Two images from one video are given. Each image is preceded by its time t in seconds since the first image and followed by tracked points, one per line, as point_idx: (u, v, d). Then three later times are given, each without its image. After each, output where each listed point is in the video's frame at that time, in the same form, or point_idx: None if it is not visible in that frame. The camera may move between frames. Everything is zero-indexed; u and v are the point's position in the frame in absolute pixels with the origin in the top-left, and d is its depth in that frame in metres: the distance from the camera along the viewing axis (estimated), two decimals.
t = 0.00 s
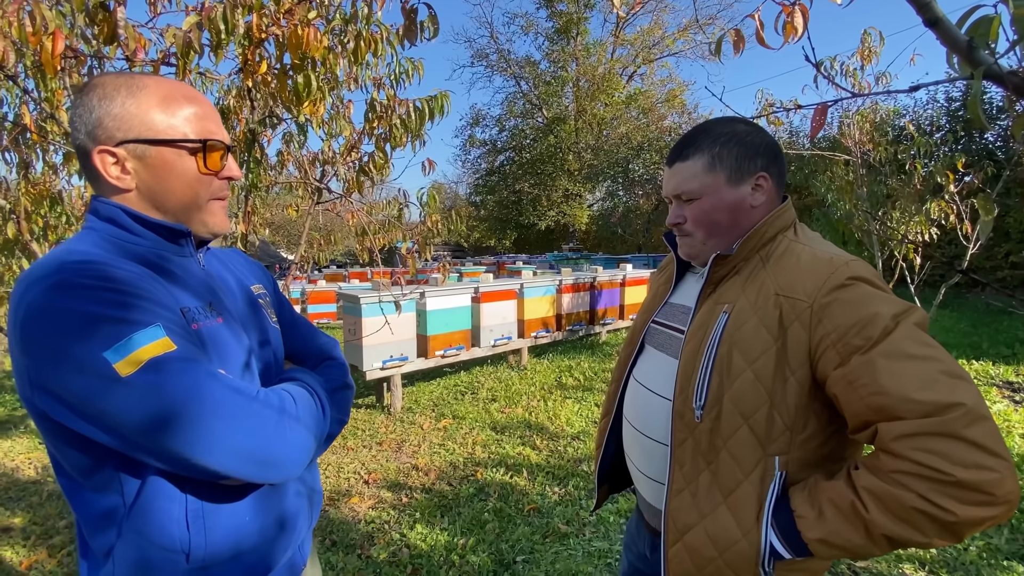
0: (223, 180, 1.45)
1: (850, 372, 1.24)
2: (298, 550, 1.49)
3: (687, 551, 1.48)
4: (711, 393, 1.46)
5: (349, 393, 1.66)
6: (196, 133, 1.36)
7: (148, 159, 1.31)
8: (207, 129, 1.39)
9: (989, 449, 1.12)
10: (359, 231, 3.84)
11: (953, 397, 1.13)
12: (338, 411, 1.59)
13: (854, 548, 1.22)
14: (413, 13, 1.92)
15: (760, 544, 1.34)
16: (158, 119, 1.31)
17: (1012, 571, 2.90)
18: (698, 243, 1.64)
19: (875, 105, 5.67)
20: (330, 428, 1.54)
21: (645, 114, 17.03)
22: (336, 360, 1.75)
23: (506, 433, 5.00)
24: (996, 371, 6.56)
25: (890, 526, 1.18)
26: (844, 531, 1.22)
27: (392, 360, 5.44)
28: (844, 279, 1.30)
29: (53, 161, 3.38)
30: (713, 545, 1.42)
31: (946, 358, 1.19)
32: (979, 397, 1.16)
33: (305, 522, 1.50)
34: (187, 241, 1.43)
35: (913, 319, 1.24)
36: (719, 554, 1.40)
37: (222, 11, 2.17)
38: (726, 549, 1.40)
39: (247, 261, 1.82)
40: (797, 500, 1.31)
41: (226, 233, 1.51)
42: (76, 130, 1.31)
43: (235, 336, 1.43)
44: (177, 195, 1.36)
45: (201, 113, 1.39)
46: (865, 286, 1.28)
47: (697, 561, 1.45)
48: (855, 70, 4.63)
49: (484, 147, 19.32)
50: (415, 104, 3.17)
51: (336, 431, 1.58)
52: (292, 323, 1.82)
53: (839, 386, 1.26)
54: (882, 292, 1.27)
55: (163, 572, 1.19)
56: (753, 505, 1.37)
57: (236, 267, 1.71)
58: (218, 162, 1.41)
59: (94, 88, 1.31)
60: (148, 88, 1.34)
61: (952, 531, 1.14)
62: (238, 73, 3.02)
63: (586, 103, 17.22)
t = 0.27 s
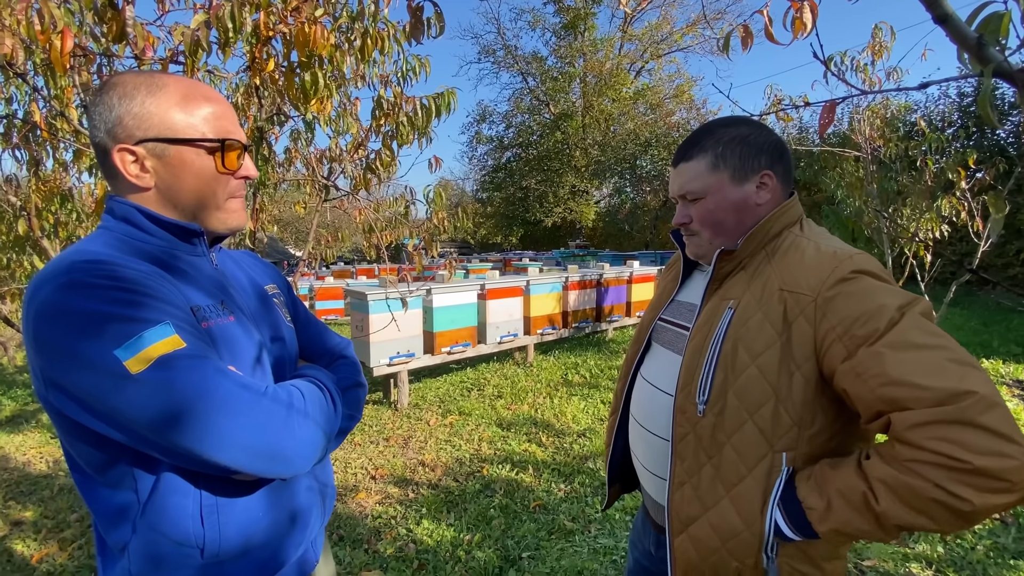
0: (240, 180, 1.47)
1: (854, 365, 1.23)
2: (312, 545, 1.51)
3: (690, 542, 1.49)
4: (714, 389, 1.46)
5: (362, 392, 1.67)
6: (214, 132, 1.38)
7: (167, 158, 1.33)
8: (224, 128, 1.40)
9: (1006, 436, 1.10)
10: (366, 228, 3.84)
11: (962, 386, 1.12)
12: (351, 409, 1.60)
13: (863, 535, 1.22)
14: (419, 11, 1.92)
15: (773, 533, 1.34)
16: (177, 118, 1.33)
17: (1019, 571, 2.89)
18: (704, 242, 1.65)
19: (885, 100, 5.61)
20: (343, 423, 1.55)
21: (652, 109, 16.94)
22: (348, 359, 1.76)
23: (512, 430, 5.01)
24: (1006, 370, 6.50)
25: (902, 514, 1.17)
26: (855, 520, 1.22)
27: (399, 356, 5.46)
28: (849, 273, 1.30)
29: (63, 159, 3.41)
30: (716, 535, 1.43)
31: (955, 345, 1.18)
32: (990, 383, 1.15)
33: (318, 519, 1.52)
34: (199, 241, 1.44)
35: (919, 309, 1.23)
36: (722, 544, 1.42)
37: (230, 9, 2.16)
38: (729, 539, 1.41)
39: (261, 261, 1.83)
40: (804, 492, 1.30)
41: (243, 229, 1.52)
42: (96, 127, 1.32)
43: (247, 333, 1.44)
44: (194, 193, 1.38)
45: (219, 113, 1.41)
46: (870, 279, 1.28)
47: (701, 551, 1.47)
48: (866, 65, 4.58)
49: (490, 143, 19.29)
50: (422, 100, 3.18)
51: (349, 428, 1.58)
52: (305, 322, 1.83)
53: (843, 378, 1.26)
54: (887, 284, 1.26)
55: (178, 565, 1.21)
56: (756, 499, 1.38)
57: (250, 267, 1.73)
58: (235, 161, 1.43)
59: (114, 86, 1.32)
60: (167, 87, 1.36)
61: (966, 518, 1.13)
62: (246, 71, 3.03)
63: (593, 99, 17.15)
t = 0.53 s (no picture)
0: (249, 176, 1.48)
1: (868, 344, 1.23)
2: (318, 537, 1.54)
3: (725, 543, 1.47)
4: (729, 385, 1.46)
5: (370, 385, 1.69)
6: (222, 129, 1.40)
7: (176, 154, 1.35)
8: (232, 125, 1.42)
9: None
10: (373, 225, 3.86)
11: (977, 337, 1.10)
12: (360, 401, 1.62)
13: (928, 516, 1.15)
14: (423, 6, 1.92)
15: (828, 530, 1.28)
16: (186, 115, 1.35)
17: None
18: (701, 237, 1.65)
19: (895, 95, 5.55)
20: (352, 416, 1.58)
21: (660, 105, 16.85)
22: (358, 354, 1.77)
23: (518, 426, 5.03)
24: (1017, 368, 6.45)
25: (964, 482, 1.11)
26: (917, 502, 1.15)
27: (405, 352, 5.49)
28: (850, 255, 1.30)
29: (74, 156, 3.45)
30: (750, 535, 1.42)
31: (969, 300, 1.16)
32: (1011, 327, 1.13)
33: (327, 512, 1.55)
34: (207, 236, 1.46)
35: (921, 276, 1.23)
36: (756, 544, 1.40)
37: (236, 6, 2.17)
38: (763, 537, 1.39)
39: (271, 259, 1.86)
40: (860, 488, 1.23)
41: (252, 224, 1.53)
42: (107, 125, 1.35)
43: (255, 325, 1.46)
44: (201, 189, 1.39)
45: (227, 110, 1.42)
46: (871, 257, 1.28)
47: (737, 551, 1.44)
48: (876, 59, 4.54)
49: (497, 140, 19.27)
50: (427, 97, 3.19)
51: (359, 421, 1.61)
52: (314, 318, 1.85)
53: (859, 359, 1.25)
54: (887, 260, 1.27)
55: (188, 553, 1.23)
56: (786, 493, 1.36)
57: (258, 264, 1.75)
58: (244, 157, 1.44)
59: (124, 84, 1.35)
60: (176, 85, 1.38)
61: None
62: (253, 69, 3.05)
63: (600, 94, 17.09)
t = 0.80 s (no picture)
0: (260, 176, 1.49)
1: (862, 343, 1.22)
2: (326, 532, 1.55)
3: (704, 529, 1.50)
4: (719, 376, 1.46)
5: (378, 383, 1.70)
6: (234, 129, 1.41)
7: (189, 154, 1.35)
8: (244, 125, 1.43)
9: None
10: (378, 222, 3.87)
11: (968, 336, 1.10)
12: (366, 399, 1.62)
13: (885, 505, 1.16)
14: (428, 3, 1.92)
15: (786, 510, 1.31)
16: (198, 115, 1.36)
17: None
18: (712, 234, 1.64)
19: (904, 91, 5.50)
20: (360, 413, 1.58)
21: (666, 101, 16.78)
22: (364, 353, 1.78)
23: (523, 423, 5.04)
24: None
25: (931, 475, 1.11)
26: (878, 487, 1.16)
27: (410, 349, 5.51)
28: (857, 254, 1.30)
29: (82, 154, 3.47)
30: (724, 521, 1.45)
31: (969, 305, 1.15)
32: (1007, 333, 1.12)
33: (335, 507, 1.57)
34: (219, 234, 1.47)
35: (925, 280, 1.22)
36: (729, 530, 1.44)
37: (243, 4, 2.18)
38: (737, 524, 1.42)
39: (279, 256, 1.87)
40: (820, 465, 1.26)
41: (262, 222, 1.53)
42: (121, 124, 1.36)
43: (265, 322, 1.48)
44: (212, 188, 1.40)
45: (239, 110, 1.43)
46: (878, 258, 1.27)
47: (711, 535, 1.48)
48: (885, 54, 4.51)
49: (502, 137, 19.25)
50: (432, 94, 3.19)
51: (365, 418, 1.61)
52: (323, 317, 1.86)
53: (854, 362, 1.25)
54: (894, 262, 1.26)
55: (197, 546, 1.25)
56: (761, 483, 1.39)
57: (268, 262, 1.76)
58: (255, 157, 1.45)
59: (139, 83, 1.35)
60: (189, 84, 1.39)
61: (1001, 473, 1.07)
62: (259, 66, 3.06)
63: (606, 91, 17.05)
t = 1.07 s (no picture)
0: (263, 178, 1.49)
1: (871, 345, 1.21)
2: (328, 530, 1.56)
3: (722, 538, 1.50)
4: (736, 381, 1.46)
5: (378, 383, 1.70)
6: (239, 133, 1.41)
7: (195, 157, 1.36)
8: (249, 128, 1.43)
9: None
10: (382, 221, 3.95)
11: (982, 348, 1.06)
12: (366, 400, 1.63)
13: (912, 540, 1.03)
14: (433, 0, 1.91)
15: (795, 557, 1.16)
16: (204, 118, 1.36)
17: None
18: (724, 232, 1.63)
19: (911, 88, 5.47)
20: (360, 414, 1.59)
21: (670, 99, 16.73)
22: (364, 354, 1.79)
23: (526, 422, 5.04)
24: None
25: (951, 497, 1.02)
26: (901, 515, 1.05)
27: (414, 348, 5.51)
28: (873, 257, 1.28)
29: (88, 153, 3.49)
30: (745, 532, 1.44)
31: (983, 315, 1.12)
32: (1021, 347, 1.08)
33: (337, 505, 1.58)
34: (223, 236, 1.48)
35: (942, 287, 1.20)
36: (752, 541, 1.44)
37: (247, 3, 2.18)
38: (759, 535, 1.42)
39: (281, 257, 1.88)
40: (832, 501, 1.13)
41: (266, 225, 1.54)
42: (128, 127, 1.36)
43: (268, 325, 1.48)
44: (219, 191, 1.41)
45: (245, 113, 1.43)
46: (894, 262, 1.25)
47: (732, 547, 1.47)
48: (891, 51, 4.48)
49: (505, 135, 19.24)
50: (436, 93, 3.19)
51: (366, 418, 1.62)
52: (324, 319, 1.87)
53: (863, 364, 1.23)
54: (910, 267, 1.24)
55: (201, 545, 1.25)
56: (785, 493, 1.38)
57: (270, 263, 1.76)
58: (258, 160, 1.45)
59: (145, 87, 1.35)
60: (196, 88, 1.39)
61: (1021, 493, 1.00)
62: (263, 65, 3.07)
63: (609, 88, 17.03)
